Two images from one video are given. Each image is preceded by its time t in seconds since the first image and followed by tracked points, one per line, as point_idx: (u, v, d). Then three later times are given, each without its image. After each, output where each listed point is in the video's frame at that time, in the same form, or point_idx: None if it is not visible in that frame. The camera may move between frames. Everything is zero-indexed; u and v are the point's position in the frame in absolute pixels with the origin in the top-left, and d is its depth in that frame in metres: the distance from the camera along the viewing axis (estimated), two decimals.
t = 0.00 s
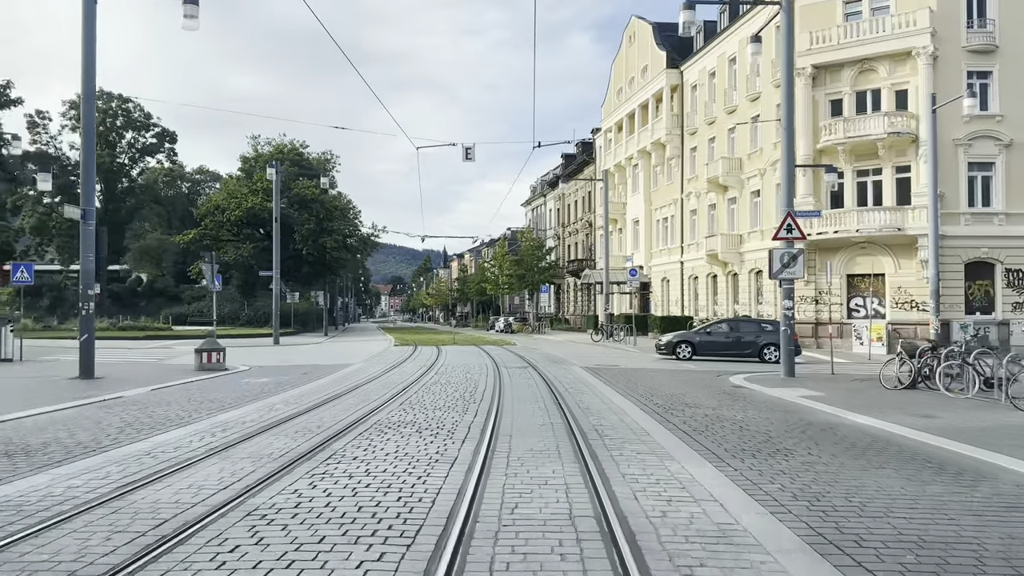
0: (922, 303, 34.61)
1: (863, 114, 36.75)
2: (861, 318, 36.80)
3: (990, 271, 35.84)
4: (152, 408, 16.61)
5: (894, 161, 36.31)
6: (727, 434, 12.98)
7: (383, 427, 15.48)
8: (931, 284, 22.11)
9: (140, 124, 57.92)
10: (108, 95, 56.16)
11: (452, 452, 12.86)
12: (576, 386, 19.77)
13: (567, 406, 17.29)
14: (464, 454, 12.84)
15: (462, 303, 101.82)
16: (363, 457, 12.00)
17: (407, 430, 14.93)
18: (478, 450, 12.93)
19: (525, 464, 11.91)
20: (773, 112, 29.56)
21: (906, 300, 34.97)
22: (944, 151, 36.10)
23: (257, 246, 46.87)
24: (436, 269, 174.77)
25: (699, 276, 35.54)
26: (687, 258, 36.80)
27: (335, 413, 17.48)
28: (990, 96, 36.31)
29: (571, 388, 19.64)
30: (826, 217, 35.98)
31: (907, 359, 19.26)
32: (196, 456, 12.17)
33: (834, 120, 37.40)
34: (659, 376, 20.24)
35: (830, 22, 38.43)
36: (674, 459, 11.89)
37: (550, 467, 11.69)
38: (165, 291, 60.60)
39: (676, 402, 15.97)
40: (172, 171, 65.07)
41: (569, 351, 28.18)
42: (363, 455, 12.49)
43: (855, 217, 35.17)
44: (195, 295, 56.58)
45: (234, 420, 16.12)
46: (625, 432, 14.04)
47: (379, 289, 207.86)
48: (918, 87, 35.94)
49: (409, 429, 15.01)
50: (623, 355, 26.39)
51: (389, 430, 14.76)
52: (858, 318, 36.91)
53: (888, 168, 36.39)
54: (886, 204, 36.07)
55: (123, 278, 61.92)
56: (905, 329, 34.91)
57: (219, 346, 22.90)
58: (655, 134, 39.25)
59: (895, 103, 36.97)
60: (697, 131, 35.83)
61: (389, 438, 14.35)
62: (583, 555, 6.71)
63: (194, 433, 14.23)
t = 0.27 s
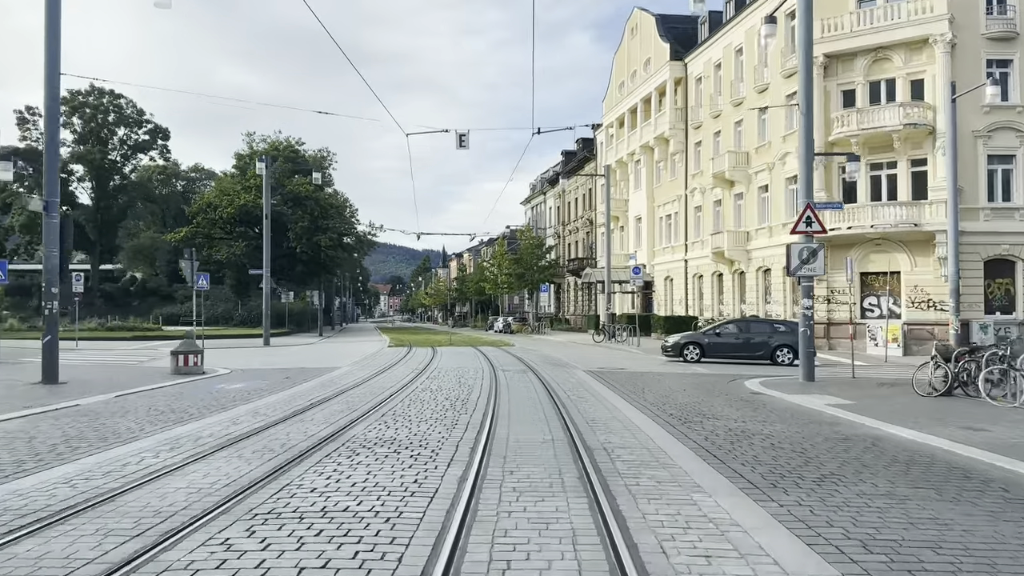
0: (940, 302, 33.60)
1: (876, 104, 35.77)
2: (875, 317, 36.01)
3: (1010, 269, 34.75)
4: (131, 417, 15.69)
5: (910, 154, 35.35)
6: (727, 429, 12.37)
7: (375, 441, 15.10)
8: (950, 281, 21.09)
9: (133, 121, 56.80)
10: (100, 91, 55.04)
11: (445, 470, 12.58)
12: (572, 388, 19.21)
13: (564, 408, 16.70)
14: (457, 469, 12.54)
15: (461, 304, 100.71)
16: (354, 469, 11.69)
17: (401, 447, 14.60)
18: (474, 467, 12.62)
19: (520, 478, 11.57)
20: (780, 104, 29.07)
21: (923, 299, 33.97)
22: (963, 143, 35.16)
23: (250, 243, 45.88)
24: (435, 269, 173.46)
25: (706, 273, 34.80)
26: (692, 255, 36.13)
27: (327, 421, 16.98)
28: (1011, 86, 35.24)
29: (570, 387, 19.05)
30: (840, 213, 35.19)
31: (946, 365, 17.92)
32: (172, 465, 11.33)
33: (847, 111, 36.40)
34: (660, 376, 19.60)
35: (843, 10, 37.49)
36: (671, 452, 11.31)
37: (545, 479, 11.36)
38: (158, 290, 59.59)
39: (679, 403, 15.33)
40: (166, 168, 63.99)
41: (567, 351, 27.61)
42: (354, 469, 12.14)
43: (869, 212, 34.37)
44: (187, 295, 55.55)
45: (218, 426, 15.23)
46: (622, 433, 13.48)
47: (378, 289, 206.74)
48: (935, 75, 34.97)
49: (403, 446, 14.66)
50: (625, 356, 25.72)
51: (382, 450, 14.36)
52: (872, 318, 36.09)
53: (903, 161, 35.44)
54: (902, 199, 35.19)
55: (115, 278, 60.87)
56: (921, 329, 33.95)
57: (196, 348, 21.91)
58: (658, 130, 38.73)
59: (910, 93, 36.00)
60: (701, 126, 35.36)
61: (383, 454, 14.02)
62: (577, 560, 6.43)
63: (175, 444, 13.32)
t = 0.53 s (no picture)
0: (960, 302, 32.86)
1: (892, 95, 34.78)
2: (891, 317, 35.07)
3: None
4: (106, 427, 14.70)
5: (927, 147, 34.37)
6: (731, 437, 11.69)
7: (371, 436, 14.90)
8: (974, 277, 20.08)
9: (125, 117, 55.60)
10: (92, 87, 53.86)
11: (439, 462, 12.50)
12: (573, 389, 18.65)
13: (570, 407, 16.15)
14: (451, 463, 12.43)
15: (461, 303, 99.62)
16: (348, 469, 11.54)
17: (395, 440, 14.50)
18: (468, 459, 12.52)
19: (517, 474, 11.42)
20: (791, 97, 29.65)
21: (942, 299, 33.15)
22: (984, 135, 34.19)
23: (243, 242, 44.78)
24: (434, 269, 172.29)
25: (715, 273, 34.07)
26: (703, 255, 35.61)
27: (326, 419, 16.83)
28: None
29: (571, 391, 18.41)
30: (856, 208, 34.34)
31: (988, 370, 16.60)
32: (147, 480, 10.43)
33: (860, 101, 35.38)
34: (664, 379, 18.88)
35: None
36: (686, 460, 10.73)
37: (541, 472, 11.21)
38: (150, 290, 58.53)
39: (688, 407, 14.60)
40: (159, 166, 62.82)
41: (566, 351, 27.02)
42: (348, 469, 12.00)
43: (885, 207, 33.46)
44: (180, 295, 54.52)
45: (199, 440, 14.22)
46: (627, 438, 12.86)
47: (377, 289, 205.65)
48: (954, 64, 33.94)
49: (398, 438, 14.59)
50: (629, 357, 24.94)
51: (380, 442, 14.30)
52: (887, 317, 35.20)
53: (920, 154, 34.47)
54: (919, 193, 34.23)
55: (107, 277, 59.76)
56: (939, 330, 33.25)
57: (171, 351, 20.94)
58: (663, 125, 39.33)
59: (927, 82, 34.95)
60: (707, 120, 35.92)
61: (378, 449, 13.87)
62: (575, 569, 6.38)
63: (150, 458, 12.34)
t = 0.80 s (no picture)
0: (981, 301, 32.03)
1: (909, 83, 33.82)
2: (908, 318, 34.15)
3: None
4: (78, 429, 13.61)
5: (947, 138, 33.50)
6: (737, 442, 10.79)
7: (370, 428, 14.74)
8: (997, 276, 19.00)
9: (116, 112, 54.42)
10: (83, 81, 52.70)
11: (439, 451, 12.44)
12: (572, 389, 17.96)
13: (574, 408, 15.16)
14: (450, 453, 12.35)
15: (458, 304, 98.48)
16: (347, 460, 11.38)
17: (395, 431, 14.40)
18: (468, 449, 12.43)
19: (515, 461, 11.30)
20: (802, 89, 29.78)
21: (962, 298, 32.32)
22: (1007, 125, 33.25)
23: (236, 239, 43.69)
24: (432, 268, 171.11)
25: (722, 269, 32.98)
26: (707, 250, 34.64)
27: (327, 409, 16.69)
28: None
29: (570, 391, 17.64)
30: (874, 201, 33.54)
31: None
32: (127, 484, 9.39)
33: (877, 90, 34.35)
34: (667, 382, 17.93)
35: None
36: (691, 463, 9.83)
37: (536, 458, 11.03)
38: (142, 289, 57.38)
39: (697, 411, 13.57)
40: (152, 163, 61.65)
41: (566, 353, 26.17)
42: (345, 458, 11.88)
43: (904, 201, 32.62)
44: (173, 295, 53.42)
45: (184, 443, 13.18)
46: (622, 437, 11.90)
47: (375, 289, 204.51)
48: (975, 51, 32.95)
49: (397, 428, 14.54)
50: (634, 359, 23.88)
51: (381, 430, 14.26)
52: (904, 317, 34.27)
53: (939, 146, 33.57)
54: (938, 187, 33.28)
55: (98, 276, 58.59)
56: (960, 331, 32.14)
57: (141, 353, 19.95)
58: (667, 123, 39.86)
59: (946, 70, 33.95)
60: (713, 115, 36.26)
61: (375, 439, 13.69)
62: (571, 565, 6.31)
63: (123, 455, 11.30)
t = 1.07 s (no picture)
0: (1004, 300, 31.33)
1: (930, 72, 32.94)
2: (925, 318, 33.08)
3: None
4: (39, 436, 12.54)
5: (968, 129, 32.67)
6: (771, 466, 9.49)
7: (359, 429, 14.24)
8: None
9: (108, 109, 53.39)
10: (73, 77, 51.71)
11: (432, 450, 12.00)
12: (574, 395, 16.82)
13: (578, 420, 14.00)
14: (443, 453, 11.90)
15: (457, 303, 97.32)
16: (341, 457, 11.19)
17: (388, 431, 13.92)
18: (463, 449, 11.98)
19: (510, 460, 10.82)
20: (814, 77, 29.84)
21: (986, 297, 31.62)
22: None
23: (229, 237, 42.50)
24: (430, 268, 169.92)
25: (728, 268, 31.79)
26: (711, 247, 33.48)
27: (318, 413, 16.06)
28: None
29: (574, 397, 16.48)
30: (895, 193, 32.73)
31: None
32: (77, 502, 8.18)
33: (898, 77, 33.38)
34: (676, 390, 16.68)
35: None
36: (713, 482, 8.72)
37: (532, 463, 10.50)
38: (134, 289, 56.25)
39: (726, 425, 12.26)
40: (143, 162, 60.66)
41: (569, 355, 25.01)
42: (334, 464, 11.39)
43: (924, 195, 31.85)
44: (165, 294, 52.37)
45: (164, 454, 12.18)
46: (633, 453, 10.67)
47: (374, 289, 203.30)
48: (998, 36, 32.01)
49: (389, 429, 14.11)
50: (642, 364, 22.56)
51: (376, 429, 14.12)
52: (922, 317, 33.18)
53: (959, 139, 32.69)
54: (958, 180, 32.35)
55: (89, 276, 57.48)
56: (983, 332, 31.56)
57: (106, 358, 18.75)
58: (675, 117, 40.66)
59: (967, 56, 32.94)
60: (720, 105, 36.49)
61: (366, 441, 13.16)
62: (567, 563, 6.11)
63: (73, 470, 10.06)
